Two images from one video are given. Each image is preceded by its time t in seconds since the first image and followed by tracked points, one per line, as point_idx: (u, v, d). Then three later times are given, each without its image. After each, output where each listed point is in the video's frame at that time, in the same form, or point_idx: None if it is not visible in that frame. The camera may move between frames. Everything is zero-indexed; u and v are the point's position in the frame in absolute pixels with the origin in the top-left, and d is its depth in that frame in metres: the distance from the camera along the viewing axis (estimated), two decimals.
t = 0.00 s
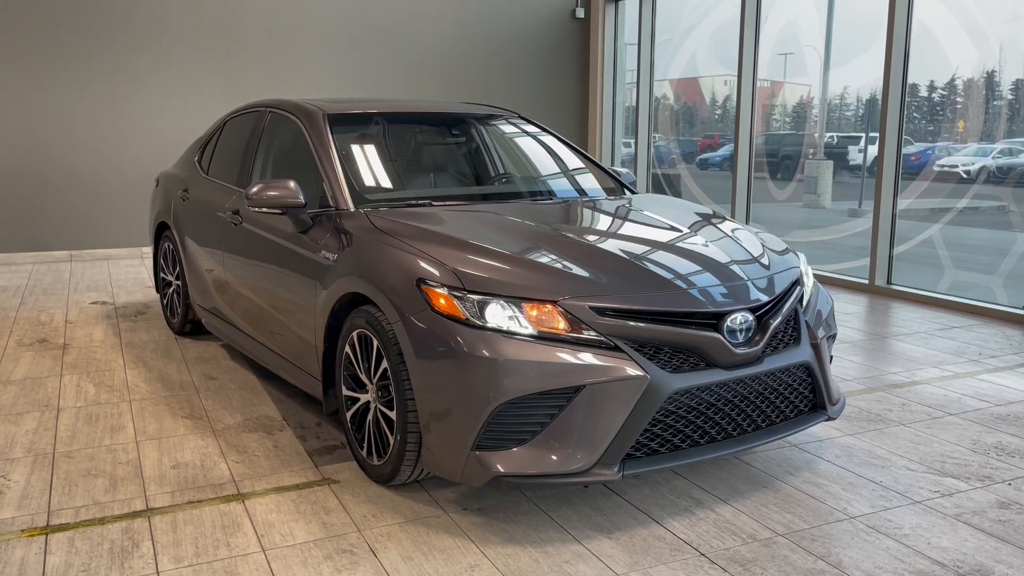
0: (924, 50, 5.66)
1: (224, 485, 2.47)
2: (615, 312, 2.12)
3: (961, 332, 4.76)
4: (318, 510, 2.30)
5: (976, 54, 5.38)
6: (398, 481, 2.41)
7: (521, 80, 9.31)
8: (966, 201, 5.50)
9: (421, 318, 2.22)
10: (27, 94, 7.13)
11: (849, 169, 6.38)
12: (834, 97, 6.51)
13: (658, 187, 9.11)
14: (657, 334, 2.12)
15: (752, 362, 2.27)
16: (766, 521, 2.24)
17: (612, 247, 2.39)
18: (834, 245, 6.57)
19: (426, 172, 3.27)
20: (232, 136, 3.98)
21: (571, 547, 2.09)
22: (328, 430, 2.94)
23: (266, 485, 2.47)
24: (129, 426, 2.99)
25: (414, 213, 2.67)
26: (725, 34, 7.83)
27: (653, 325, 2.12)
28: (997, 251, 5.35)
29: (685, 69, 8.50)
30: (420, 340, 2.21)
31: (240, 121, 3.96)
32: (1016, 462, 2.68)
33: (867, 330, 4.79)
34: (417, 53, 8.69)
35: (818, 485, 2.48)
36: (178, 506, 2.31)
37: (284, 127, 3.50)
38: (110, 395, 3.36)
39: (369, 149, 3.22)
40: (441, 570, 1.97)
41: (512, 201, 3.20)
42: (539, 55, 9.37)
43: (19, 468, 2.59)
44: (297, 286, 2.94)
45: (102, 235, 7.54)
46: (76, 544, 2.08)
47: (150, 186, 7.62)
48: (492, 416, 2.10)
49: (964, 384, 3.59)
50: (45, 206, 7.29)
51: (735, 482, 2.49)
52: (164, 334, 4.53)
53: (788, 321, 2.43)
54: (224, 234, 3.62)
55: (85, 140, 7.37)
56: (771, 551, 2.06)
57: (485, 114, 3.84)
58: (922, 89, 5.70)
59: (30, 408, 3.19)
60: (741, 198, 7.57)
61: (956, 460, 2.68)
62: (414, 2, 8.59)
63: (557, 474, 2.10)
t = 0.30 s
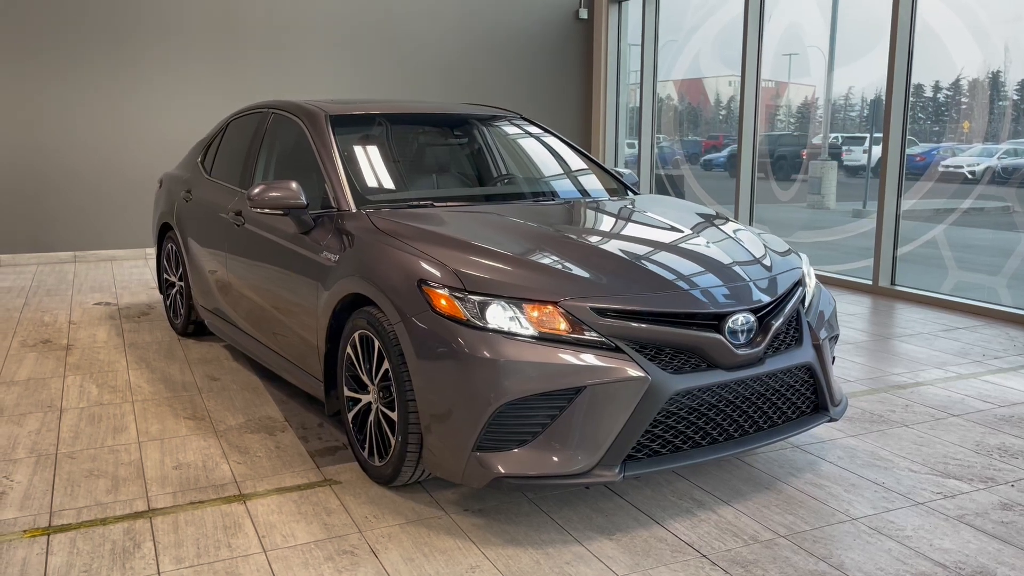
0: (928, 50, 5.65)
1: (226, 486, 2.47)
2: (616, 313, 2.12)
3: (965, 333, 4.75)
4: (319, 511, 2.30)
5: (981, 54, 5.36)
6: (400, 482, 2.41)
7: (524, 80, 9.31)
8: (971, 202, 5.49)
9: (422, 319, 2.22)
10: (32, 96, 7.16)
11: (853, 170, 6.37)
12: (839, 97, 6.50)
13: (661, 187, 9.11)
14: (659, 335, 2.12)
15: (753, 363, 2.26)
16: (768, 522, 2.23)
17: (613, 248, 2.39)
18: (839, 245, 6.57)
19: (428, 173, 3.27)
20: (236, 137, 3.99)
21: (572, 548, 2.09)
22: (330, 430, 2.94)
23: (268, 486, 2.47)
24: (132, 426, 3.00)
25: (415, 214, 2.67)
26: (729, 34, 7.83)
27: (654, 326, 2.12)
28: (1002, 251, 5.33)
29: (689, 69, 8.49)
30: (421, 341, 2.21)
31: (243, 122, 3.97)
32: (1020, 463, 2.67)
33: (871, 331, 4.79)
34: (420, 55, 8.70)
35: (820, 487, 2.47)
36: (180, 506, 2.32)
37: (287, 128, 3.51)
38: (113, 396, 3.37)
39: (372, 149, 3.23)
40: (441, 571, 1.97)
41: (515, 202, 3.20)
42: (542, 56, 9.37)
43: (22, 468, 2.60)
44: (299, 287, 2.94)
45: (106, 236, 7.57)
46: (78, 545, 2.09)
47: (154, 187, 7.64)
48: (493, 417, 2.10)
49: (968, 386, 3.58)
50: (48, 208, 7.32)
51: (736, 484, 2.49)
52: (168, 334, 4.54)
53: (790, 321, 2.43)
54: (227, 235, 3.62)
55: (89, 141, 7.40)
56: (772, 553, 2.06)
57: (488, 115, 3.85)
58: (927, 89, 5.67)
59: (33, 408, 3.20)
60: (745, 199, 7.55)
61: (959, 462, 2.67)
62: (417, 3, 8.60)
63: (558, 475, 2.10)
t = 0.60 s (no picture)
0: (931, 49, 5.63)
1: (226, 486, 2.47)
2: (615, 313, 2.12)
3: (968, 333, 4.73)
4: (319, 511, 2.30)
5: (985, 54, 5.34)
6: (399, 483, 2.41)
7: (526, 80, 9.30)
8: (974, 202, 5.47)
9: (421, 319, 2.22)
10: (35, 96, 7.19)
11: (857, 169, 6.35)
12: (843, 97, 6.47)
13: (664, 187, 9.10)
14: (658, 335, 2.12)
15: (753, 363, 2.25)
16: (767, 523, 2.23)
17: (613, 248, 2.39)
18: (842, 245, 6.56)
19: (430, 173, 3.27)
20: (237, 137, 3.99)
21: (571, 549, 2.09)
22: (331, 430, 2.95)
23: (268, 486, 2.47)
24: (132, 426, 3.00)
25: (415, 214, 2.67)
26: (732, 33, 7.81)
27: (653, 326, 2.12)
28: (1005, 251, 5.31)
29: (692, 69, 8.47)
30: (420, 341, 2.21)
31: (245, 122, 3.97)
32: (1021, 464, 2.66)
33: (873, 331, 4.77)
34: (422, 55, 8.70)
35: (820, 487, 2.46)
36: (180, 506, 2.32)
37: (288, 129, 3.51)
38: (114, 396, 3.38)
39: (373, 150, 3.23)
40: (440, 572, 1.97)
41: (516, 202, 3.20)
42: (544, 56, 9.36)
43: (23, 468, 2.60)
44: (300, 287, 2.94)
45: (109, 237, 7.59)
46: (78, 545, 2.09)
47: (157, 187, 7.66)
48: (492, 418, 2.09)
49: (970, 386, 3.57)
50: (51, 208, 7.34)
51: (736, 484, 2.48)
52: (170, 335, 4.55)
53: (791, 321, 2.43)
54: (228, 235, 3.63)
55: (91, 142, 7.42)
56: (772, 554, 2.05)
57: (491, 115, 3.85)
58: (932, 89, 5.65)
59: (34, 408, 3.20)
60: (747, 199, 7.54)
61: (961, 462, 2.66)
62: (419, 4, 8.61)
63: (557, 475, 2.09)
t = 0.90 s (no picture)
0: (934, 48, 5.62)
1: (225, 486, 2.48)
2: (613, 314, 2.12)
3: (970, 334, 4.72)
4: (317, 512, 2.30)
5: (988, 52, 5.32)
6: (397, 483, 2.41)
7: (529, 80, 9.31)
8: (977, 201, 5.45)
9: (418, 320, 2.22)
10: (39, 98, 7.22)
11: (860, 169, 6.33)
12: (848, 97, 6.44)
13: (666, 187, 9.10)
14: (655, 336, 2.11)
15: (751, 364, 2.25)
16: (765, 524, 2.23)
17: (610, 248, 2.39)
18: (844, 244, 6.55)
19: (430, 173, 3.27)
20: (238, 138, 3.99)
21: (568, 550, 2.08)
22: (330, 431, 2.95)
23: (266, 487, 2.48)
24: (132, 427, 3.01)
25: (414, 215, 2.67)
26: (735, 32, 7.79)
27: (651, 327, 2.12)
28: (1008, 251, 5.30)
29: (694, 68, 8.46)
30: (418, 342, 2.21)
31: (246, 123, 3.97)
32: (1021, 465, 2.65)
33: (875, 331, 4.76)
34: (424, 55, 8.70)
35: (818, 488, 2.46)
36: (178, 506, 2.33)
37: (288, 129, 3.51)
38: (114, 396, 3.38)
39: (374, 150, 3.23)
40: (436, 573, 1.97)
41: (516, 202, 3.20)
42: (547, 56, 9.36)
43: (22, 468, 2.61)
44: (299, 288, 2.94)
45: (112, 237, 7.61)
46: (76, 545, 2.10)
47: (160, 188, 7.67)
48: (489, 418, 2.09)
49: (971, 386, 3.56)
50: (54, 209, 7.36)
51: (735, 485, 2.48)
52: (171, 335, 4.55)
53: (789, 322, 2.42)
54: (229, 235, 3.63)
55: (94, 142, 7.44)
56: (770, 555, 2.05)
57: (493, 116, 3.85)
58: (937, 88, 5.63)
59: (35, 409, 3.21)
60: (750, 199, 7.54)
61: (960, 463, 2.65)
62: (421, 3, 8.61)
63: (554, 476, 2.09)
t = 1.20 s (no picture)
0: (938, 47, 5.60)
1: (223, 486, 2.47)
2: (611, 313, 2.11)
3: (973, 333, 4.70)
4: (314, 512, 2.30)
5: (993, 50, 5.29)
6: (395, 484, 2.40)
7: (532, 80, 9.30)
8: (981, 199, 5.43)
9: (416, 320, 2.21)
10: (41, 98, 7.23)
11: (865, 168, 6.30)
12: (853, 96, 6.40)
13: (669, 187, 9.08)
14: (654, 336, 2.10)
15: (750, 363, 2.24)
16: (764, 524, 2.21)
17: (609, 247, 2.39)
18: (848, 243, 6.53)
19: (431, 173, 3.27)
20: (238, 138, 3.99)
21: (566, 550, 2.08)
22: (329, 431, 2.94)
23: (264, 487, 2.47)
24: (132, 427, 3.01)
25: (412, 215, 2.66)
26: (739, 31, 7.76)
27: (649, 327, 2.11)
28: (1013, 250, 5.27)
29: (698, 67, 8.43)
30: (415, 341, 2.21)
31: (246, 123, 3.97)
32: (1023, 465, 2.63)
33: (879, 331, 4.74)
34: (426, 54, 8.70)
35: (818, 488, 2.45)
36: (176, 506, 2.33)
37: (288, 129, 3.51)
38: (115, 396, 3.38)
39: (375, 149, 3.23)
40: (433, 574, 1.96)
41: (516, 201, 3.19)
42: (549, 55, 9.35)
43: (21, 468, 2.61)
44: (298, 288, 2.94)
45: (114, 237, 7.62)
46: (73, 545, 2.10)
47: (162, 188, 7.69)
48: (487, 418, 2.09)
49: (974, 386, 3.54)
50: (58, 209, 7.38)
51: (734, 485, 2.47)
52: (172, 335, 4.55)
53: (789, 321, 2.41)
54: (229, 235, 3.63)
55: (97, 143, 7.45)
56: (768, 556, 2.04)
57: (496, 115, 3.84)
58: (943, 86, 5.59)
59: (35, 409, 3.21)
60: (754, 198, 7.52)
61: (962, 463, 2.64)
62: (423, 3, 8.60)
63: (552, 477, 2.09)
